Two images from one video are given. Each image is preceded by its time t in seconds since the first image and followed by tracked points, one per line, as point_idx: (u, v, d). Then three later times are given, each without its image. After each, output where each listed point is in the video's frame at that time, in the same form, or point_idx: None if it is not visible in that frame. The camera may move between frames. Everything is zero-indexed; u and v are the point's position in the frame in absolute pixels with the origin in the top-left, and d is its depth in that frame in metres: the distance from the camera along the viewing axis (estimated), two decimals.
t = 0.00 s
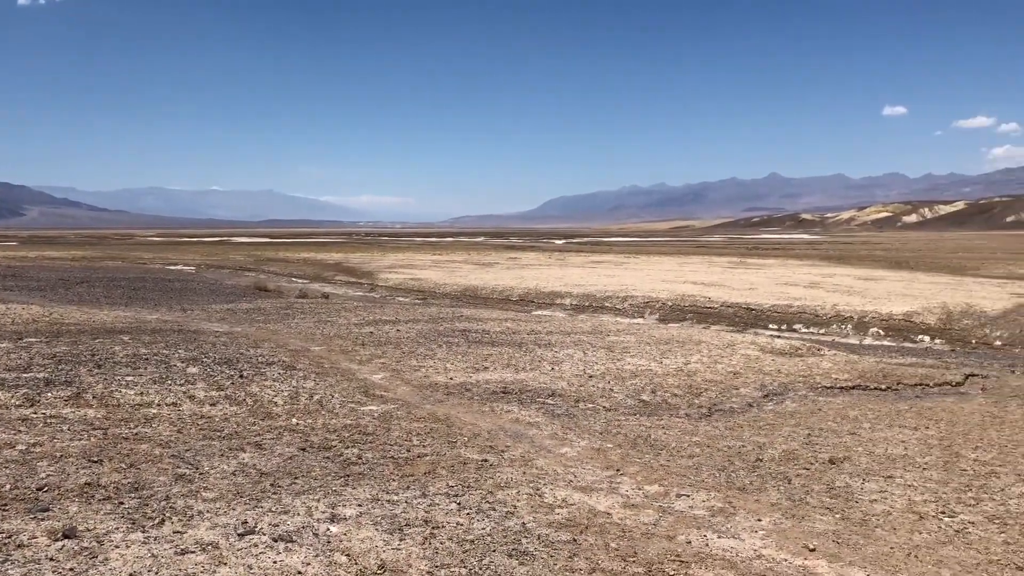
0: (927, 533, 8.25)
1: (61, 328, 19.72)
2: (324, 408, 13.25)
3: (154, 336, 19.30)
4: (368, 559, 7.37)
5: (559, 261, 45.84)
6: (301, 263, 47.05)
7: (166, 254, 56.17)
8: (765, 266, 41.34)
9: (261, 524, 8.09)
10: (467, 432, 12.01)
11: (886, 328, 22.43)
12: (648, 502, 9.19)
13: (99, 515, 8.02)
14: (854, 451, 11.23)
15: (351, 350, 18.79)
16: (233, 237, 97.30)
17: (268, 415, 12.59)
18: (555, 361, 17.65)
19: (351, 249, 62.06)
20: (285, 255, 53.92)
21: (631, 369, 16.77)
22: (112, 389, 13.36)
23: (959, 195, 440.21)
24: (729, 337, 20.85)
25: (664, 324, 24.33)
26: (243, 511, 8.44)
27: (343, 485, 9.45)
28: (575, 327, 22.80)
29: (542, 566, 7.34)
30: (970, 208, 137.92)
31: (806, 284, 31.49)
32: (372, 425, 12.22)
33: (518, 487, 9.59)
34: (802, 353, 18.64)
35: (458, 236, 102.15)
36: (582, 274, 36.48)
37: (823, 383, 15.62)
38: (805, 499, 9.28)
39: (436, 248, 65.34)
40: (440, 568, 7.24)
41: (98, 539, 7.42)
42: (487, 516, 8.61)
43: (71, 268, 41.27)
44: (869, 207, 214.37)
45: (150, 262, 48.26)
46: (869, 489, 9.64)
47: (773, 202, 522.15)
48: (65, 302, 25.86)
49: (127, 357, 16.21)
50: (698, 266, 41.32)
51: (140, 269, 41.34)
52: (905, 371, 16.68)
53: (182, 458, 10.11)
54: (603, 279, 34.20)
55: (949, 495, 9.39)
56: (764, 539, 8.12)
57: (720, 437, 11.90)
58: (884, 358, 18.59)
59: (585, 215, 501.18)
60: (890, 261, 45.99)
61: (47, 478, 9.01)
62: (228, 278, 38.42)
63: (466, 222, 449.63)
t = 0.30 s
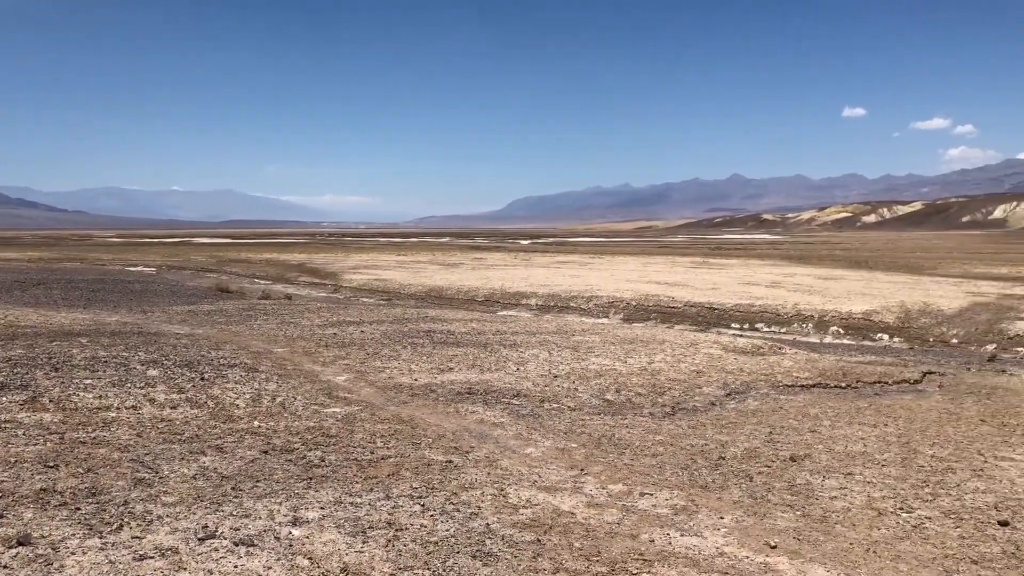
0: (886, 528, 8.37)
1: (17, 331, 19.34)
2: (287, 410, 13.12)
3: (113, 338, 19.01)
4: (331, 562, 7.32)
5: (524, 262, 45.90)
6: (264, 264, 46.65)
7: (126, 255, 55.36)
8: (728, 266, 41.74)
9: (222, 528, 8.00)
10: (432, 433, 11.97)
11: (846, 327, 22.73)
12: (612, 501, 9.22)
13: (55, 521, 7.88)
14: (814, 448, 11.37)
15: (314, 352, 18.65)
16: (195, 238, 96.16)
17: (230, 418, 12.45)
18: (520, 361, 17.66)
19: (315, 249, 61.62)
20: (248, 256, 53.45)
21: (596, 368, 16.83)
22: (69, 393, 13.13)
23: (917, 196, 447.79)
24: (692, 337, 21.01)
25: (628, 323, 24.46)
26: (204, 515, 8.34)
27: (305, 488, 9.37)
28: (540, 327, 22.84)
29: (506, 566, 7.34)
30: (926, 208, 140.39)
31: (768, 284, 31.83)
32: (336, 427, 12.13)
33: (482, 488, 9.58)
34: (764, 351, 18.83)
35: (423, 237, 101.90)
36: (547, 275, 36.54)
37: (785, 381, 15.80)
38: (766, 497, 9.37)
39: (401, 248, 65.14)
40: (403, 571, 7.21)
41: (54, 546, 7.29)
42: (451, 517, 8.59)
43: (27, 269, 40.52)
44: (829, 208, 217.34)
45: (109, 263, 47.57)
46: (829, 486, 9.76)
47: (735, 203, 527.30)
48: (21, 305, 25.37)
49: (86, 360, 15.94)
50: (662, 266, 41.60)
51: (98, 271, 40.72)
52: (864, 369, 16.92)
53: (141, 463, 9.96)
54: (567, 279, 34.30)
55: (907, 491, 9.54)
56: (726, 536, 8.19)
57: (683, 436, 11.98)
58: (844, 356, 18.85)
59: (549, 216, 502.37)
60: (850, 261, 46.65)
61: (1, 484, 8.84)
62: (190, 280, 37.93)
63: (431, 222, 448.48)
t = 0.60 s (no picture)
0: (841, 528, 8.50)
1: None
2: (246, 415, 12.98)
3: (67, 343, 18.66)
4: (289, 568, 7.26)
5: (487, 264, 45.92)
6: (223, 267, 46.12)
7: (82, 258, 54.41)
8: (689, 269, 42.10)
9: (178, 536, 7.89)
10: (393, 437, 11.92)
11: (804, 329, 23.04)
12: (573, 503, 9.25)
13: (5, 531, 7.71)
14: (772, 449, 11.51)
15: (274, 356, 18.47)
16: (151, 241, 94.76)
17: (187, 424, 12.28)
18: (482, 364, 17.65)
19: (275, 252, 61.03)
20: (207, 259, 52.79)
21: (558, 371, 16.88)
22: (21, 399, 12.85)
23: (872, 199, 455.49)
24: (652, 339, 21.14)
25: (590, 326, 24.56)
26: (159, 522, 8.22)
27: (263, 493, 9.27)
28: (502, 330, 22.84)
29: (466, 570, 7.34)
30: (882, 211, 142.91)
31: (728, 286, 32.15)
32: (295, 432, 12.02)
33: (443, 492, 9.56)
34: (724, 353, 19.03)
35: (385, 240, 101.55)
36: (510, 277, 36.56)
37: (744, 383, 15.97)
38: (725, 497, 9.47)
39: (362, 251, 64.73)
40: None
41: (2, 556, 7.13)
42: (411, 521, 8.55)
43: None
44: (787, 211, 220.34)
45: (63, 267, 46.65)
46: (786, 485, 9.89)
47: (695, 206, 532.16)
48: None
49: (38, 365, 15.62)
50: (623, 269, 41.84)
51: (52, 275, 39.94)
52: (821, 371, 17.17)
53: (95, 470, 9.79)
54: (529, 282, 34.35)
55: (863, 490, 9.70)
56: (685, 537, 8.25)
57: (644, 437, 12.06)
58: (802, 357, 19.11)
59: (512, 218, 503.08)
60: (807, 263, 47.31)
61: None
62: (146, 283, 37.36)
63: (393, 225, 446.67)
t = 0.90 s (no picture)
0: (795, 528, 8.60)
1: None
2: (199, 421, 12.77)
3: (14, 349, 18.22)
4: None
5: (446, 268, 45.81)
6: (176, 271, 45.40)
7: (30, 262, 53.19)
8: (646, 272, 42.39)
9: (128, 545, 7.72)
10: (349, 443, 11.81)
11: (759, 331, 23.32)
12: (530, 507, 9.24)
13: None
14: (728, 450, 11.61)
15: (228, 361, 18.21)
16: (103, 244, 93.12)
17: (138, 430, 12.05)
18: (440, 368, 17.59)
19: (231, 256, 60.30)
20: (160, 262, 52.01)
21: (516, 374, 16.87)
22: None
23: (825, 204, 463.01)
24: (610, 342, 21.22)
25: (548, 329, 24.60)
26: (108, 532, 8.04)
27: (216, 501, 9.13)
28: (461, 334, 22.78)
29: None
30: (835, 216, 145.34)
31: (684, 289, 32.39)
32: (249, 438, 11.86)
33: (400, 497, 9.49)
34: (680, 356, 19.17)
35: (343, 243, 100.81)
36: (468, 281, 36.46)
37: (700, 385, 16.10)
38: (681, 499, 9.52)
39: (319, 255, 64.17)
40: None
41: None
42: (366, 528, 8.47)
43: None
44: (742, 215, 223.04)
45: (11, 271, 45.58)
46: (741, 487, 9.98)
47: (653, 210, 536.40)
48: None
49: None
50: (582, 272, 42.01)
51: None
52: (776, 373, 17.38)
53: (42, 479, 9.56)
54: (488, 286, 34.28)
55: (816, 490, 9.82)
56: (641, 540, 8.28)
57: (601, 440, 12.10)
58: (756, 359, 19.34)
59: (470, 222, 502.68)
60: (763, 267, 47.92)
61: None
62: (98, 287, 36.66)
63: (351, 229, 443.91)
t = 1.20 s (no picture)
0: (750, 527, 8.69)
1: None
2: (152, 426, 12.56)
3: None
4: None
5: (405, 271, 45.60)
6: (129, 274, 44.63)
7: None
8: (605, 274, 42.63)
9: (76, 554, 7.57)
10: (305, 447, 11.70)
11: (715, 333, 23.56)
12: (488, 510, 9.23)
13: None
14: (685, 451, 11.70)
15: (183, 365, 17.93)
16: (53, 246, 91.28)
17: (89, 436, 11.82)
18: (398, 371, 17.51)
19: (186, 258, 59.46)
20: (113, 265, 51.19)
21: (475, 377, 16.84)
22: None
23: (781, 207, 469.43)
24: (569, 344, 21.28)
25: (508, 331, 24.61)
26: (56, 540, 7.87)
27: (169, 507, 8.98)
28: (419, 337, 22.70)
29: None
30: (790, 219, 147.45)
31: (642, 292, 32.61)
32: (203, 443, 11.69)
33: (357, 501, 9.41)
34: (638, 357, 19.29)
35: (300, 245, 99.80)
36: (427, 284, 36.31)
37: (658, 386, 16.22)
38: (639, 500, 9.58)
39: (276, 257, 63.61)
40: None
41: None
42: (322, 533, 8.39)
43: None
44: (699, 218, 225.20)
45: None
46: (698, 487, 10.07)
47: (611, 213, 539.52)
48: None
49: None
50: (541, 275, 42.11)
51: None
52: (732, 374, 17.57)
53: None
54: (447, 288, 34.20)
55: (771, 490, 9.94)
56: (599, 541, 8.31)
57: (560, 442, 12.12)
58: (713, 361, 19.54)
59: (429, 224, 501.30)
60: (719, 270, 48.43)
61: None
62: (48, 291, 35.92)
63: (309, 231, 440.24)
